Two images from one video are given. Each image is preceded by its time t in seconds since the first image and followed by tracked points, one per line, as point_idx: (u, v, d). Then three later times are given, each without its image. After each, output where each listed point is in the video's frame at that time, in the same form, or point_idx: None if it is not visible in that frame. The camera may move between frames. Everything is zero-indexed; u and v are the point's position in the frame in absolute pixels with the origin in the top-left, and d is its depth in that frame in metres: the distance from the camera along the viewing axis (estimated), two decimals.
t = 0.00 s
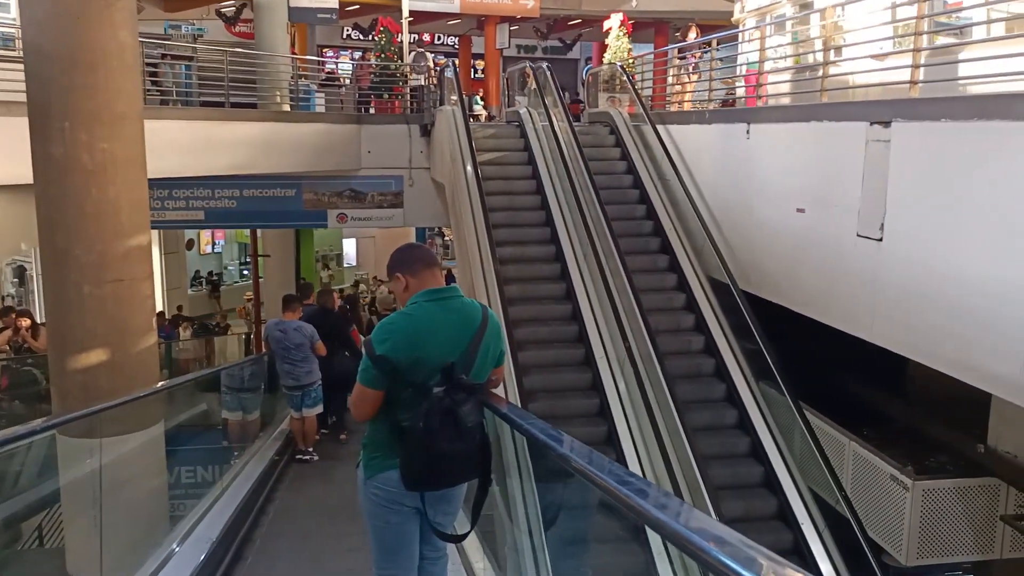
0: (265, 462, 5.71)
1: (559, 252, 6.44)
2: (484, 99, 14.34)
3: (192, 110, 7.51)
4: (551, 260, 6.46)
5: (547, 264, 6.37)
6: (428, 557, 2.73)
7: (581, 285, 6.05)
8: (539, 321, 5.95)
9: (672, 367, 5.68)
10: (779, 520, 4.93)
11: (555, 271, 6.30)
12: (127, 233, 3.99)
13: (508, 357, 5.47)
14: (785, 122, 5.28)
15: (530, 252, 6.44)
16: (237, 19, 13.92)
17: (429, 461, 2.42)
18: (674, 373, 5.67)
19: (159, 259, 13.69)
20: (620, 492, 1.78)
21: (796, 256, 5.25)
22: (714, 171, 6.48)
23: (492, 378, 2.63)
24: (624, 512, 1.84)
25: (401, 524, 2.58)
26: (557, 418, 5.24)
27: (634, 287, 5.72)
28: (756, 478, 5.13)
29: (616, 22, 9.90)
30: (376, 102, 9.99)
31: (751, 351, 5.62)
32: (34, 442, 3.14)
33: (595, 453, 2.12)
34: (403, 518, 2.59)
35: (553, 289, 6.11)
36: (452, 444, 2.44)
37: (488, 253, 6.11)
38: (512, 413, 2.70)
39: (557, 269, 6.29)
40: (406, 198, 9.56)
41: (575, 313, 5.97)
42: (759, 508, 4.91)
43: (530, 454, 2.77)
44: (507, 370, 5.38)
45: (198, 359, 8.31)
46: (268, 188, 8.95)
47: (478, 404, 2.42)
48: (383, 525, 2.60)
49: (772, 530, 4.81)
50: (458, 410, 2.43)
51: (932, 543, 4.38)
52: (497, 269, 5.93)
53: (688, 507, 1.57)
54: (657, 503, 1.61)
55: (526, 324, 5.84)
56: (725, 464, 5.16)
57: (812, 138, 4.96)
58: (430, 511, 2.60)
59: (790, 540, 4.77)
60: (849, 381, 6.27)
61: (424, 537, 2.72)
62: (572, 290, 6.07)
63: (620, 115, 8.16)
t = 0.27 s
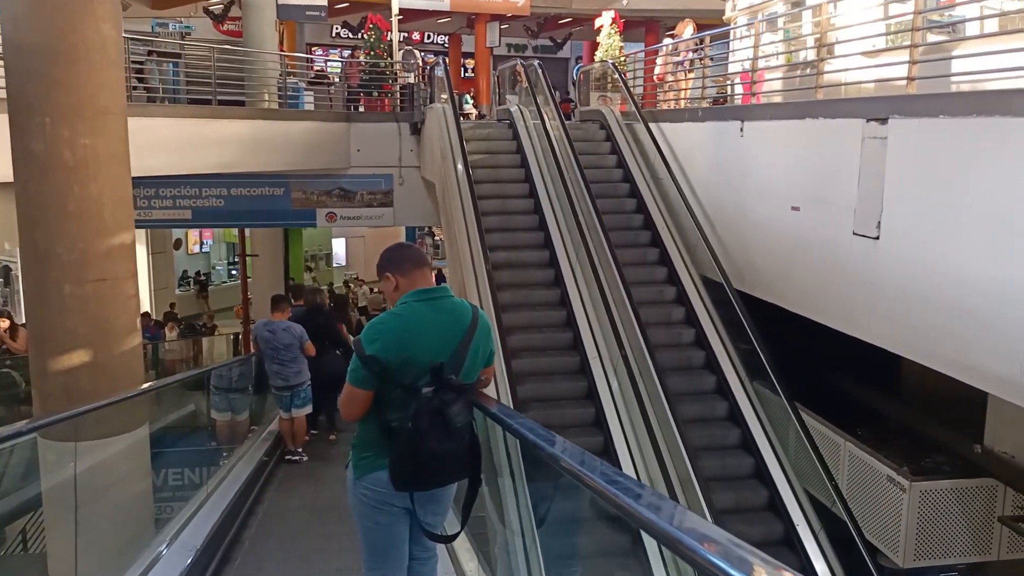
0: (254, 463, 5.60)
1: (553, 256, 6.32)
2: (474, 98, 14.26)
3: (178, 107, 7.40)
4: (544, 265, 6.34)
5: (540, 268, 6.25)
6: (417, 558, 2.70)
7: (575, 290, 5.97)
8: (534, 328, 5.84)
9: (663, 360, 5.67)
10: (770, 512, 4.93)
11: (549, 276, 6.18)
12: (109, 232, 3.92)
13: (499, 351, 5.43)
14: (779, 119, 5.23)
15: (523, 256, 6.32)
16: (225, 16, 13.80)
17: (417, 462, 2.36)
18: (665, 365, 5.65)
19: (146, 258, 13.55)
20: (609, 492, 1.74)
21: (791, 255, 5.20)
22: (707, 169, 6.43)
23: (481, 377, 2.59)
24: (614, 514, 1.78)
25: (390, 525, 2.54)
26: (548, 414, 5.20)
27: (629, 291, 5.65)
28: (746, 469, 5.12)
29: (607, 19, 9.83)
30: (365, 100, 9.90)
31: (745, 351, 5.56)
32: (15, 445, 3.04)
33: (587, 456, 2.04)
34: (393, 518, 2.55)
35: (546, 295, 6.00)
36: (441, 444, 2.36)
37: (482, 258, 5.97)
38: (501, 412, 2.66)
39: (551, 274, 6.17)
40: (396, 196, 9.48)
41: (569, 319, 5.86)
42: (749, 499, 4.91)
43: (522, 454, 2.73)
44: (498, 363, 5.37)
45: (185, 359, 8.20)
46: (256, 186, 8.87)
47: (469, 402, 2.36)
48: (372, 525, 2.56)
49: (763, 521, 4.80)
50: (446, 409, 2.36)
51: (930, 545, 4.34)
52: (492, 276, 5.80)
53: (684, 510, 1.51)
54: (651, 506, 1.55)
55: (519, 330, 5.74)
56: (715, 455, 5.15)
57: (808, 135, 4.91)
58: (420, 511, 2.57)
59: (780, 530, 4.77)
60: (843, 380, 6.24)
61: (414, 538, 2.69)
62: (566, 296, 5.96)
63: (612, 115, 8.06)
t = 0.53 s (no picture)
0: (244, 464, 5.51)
1: (547, 261, 6.23)
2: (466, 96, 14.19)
3: (166, 104, 7.32)
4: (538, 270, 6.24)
5: (533, 274, 6.15)
6: (407, 559, 2.68)
7: (569, 293, 5.90)
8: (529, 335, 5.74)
9: (654, 352, 5.67)
10: (761, 502, 4.92)
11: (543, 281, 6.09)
12: (94, 230, 3.98)
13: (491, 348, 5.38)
14: (774, 116, 5.19)
15: (517, 261, 6.22)
16: (215, 14, 13.70)
17: (408, 461, 2.38)
18: (657, 358, 5.65)
19: (134, 258, 13.41)
20: (597, 491, 1.72)
21: (787, 254, 5.15)
22: (701, 167, 6.38)
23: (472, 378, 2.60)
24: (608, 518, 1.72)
25: (381, 525, 2.53)
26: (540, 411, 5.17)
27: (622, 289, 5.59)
28: (738, 461, 5.10)
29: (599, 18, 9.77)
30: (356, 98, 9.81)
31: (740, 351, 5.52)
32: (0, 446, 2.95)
33: (580, 457, 2.00)
34: (383, 519, 2.54)
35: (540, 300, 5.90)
36: (430, 444, 2.38)
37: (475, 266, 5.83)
38: (490, 413, 2.62)
39: (545, 279, 6.08)
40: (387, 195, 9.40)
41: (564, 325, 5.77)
42: (740, 490, 4.90)
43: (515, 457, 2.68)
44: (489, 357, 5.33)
45: (172, 360, 8.09)
46: (245, 185, 8.77)
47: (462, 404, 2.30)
48: (362, 526, 2.54)
49: (753, 511, 4.78)
50: (437, 409, 2.37)
51: (928, 546, 4.29)
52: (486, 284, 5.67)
53: (675, 511, 1.47)
54: (643, 506, 1.50)
55: (515, 337, 5.64)
56: (705, 445, 5.14)
57: (803, 132, 4.87)
58: (411, 512, 2.54)
59: (772, 520, 4.75)
60: (838, 380, 6.20)
61: (404, 538, 2.66)
62: (561, 301, 5.88)
63: (605, 111, 8.04)
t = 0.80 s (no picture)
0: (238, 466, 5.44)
1: (544, 267, 6.14)
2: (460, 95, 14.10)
3: (157, 103, 7.24)
4: (534, 276, 6.16)
5: (531, 280, 6.07)
6: (400, 559, 2.66)
7: (565, 293, 5.85)
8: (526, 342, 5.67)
9: (648, 346, 5.69)
10: (754, 495, 4.96)
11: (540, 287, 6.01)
12: (82, 229, 3.94)
13: (485, 346, 5.37)
14: (772, 115, 5.13)
15: (513, 267, 6.13)
16: (207, 12, 13.58)
17: (401, 462, 2.35)
18: (650, 352, 5.68)
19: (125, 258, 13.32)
20: (591, 494, 1.68)
21: (785, 254, 5.09)
22: (698, 165, 6.32)
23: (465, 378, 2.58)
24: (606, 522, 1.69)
25: (374, 527, 2.51)
26: (535, 410, 5.16)
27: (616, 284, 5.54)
28: (731, 454, 5.14)
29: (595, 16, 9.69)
30: (349, 96, 9.73)
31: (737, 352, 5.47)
32: None
33: (576, 459, 1.96)
34: (375, 519, 2.51)
35: (538, 307, 5.83)
36: (424, 445, 2.35)
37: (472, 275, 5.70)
38: (485, 415, 2.59)
39: (543, 286, 6.00)
40: (380, 194, 9.33)
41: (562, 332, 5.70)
42: (734, 483, 4.93)
43: (509, 460, 2.63)
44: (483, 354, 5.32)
45: (164, 360, 8.03)
46: (237, 184, 8.67)
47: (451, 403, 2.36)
48: (355, 526, 2.52)
49: (747, 503, 4.84)
50: (429, 410, 2.34)
51: (928, 549, 4.25)
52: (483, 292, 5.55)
53: (672, 512, 1.43)
54: (639, 509, 1.47)
55: (512, 345, 5.57)
56: (699, 438, 5.18)
57: (801, 131, 4.82)
58: (403, 512, 2.52)
59: (765, 513, 4.80)
60: (835, 379, 6.18)
61: (397, 539, 2.64)
62: (559, 307, 5.80)
63: (600, 112, 7.98)
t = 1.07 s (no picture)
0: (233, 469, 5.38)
1: (544, 274, 5.99)
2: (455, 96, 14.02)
3: (149, 101, 7.17)
4: (534, 282, 6.01)
5: (531, 286, 5.93)
6: (396, 561, 2.61)
7: (561, 291, 5.81)
8: (526, 351, 5.55)
9: (644, 338, 5.66)
10: (750, 487, 4.96)
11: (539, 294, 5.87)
12: (70, 229, 3.89)
13: (482, 349, 5.29)
14: (773, 114, 5.07)
15: (511, 274, 6.00)
16: (200, 11, 13.46)
17: (396, 464, 2.31)
18: (646, 345, 5.65)
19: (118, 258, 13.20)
20: (589, 497, 1.64)
21: (786, 255, 5.03)
22: (696, 163, 6.26)
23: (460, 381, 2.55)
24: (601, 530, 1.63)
25: (369, 527, 2.48)
26: (532, 409, 5.11)
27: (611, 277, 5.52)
28: (727, 446, 5.14)
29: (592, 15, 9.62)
30: (344, 95, 9.65)
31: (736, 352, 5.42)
32: None
33: (574, 462, 1.91)
34: (371, 520, 2.48)
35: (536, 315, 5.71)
36: (418, 449, 2.31)
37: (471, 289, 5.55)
38: (481, 416, 2.54)
39: (542, 292, 5.87)
40: (375, 194, 9.26)
41: (562, 341, 5.59)
42: (730, 475, 4.94)
43: (505, 462, 2.58)
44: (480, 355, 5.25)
45: (157, 362, 7.94)
46: (230, 185, 8.55)
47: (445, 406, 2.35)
48: (350, 526, 2.48)
49: (744, 496, 4.84)
50: (424, 411, 2.31)
51: (932, 553, 4.19)
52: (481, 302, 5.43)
53: (669, 516, 1.39)
54: (636, 512, 1.43)
55: (511, 355, 5.45)
56: (695, 431, 5.16)
57: (802, 129, 4.77)
58: (398, 512, 2.48)
59: (761, 505, 4.80)
60: (834, 379, 6.14)
61: (392, 540, 2.59)
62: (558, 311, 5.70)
63: (597, 111, 7.90)
